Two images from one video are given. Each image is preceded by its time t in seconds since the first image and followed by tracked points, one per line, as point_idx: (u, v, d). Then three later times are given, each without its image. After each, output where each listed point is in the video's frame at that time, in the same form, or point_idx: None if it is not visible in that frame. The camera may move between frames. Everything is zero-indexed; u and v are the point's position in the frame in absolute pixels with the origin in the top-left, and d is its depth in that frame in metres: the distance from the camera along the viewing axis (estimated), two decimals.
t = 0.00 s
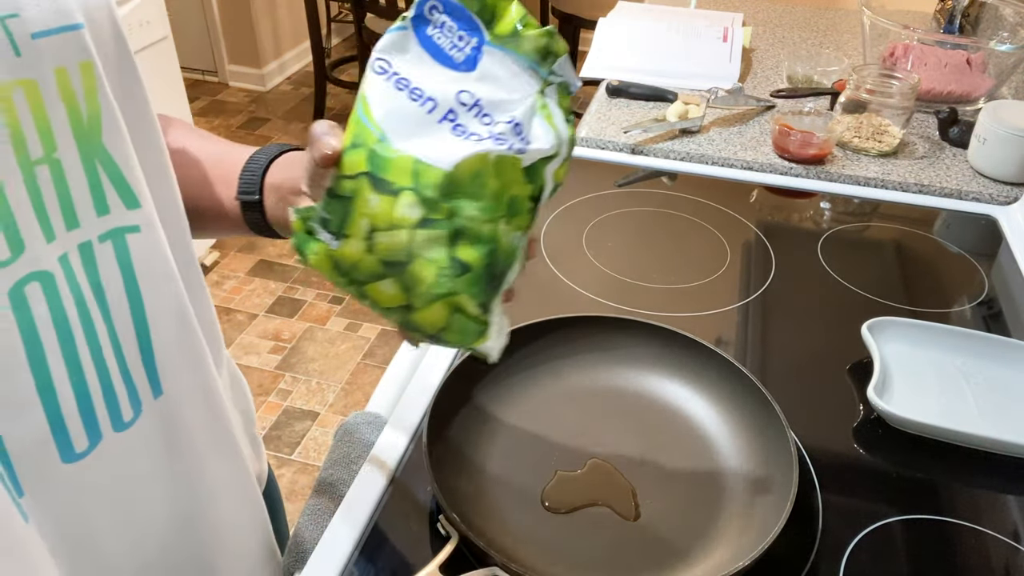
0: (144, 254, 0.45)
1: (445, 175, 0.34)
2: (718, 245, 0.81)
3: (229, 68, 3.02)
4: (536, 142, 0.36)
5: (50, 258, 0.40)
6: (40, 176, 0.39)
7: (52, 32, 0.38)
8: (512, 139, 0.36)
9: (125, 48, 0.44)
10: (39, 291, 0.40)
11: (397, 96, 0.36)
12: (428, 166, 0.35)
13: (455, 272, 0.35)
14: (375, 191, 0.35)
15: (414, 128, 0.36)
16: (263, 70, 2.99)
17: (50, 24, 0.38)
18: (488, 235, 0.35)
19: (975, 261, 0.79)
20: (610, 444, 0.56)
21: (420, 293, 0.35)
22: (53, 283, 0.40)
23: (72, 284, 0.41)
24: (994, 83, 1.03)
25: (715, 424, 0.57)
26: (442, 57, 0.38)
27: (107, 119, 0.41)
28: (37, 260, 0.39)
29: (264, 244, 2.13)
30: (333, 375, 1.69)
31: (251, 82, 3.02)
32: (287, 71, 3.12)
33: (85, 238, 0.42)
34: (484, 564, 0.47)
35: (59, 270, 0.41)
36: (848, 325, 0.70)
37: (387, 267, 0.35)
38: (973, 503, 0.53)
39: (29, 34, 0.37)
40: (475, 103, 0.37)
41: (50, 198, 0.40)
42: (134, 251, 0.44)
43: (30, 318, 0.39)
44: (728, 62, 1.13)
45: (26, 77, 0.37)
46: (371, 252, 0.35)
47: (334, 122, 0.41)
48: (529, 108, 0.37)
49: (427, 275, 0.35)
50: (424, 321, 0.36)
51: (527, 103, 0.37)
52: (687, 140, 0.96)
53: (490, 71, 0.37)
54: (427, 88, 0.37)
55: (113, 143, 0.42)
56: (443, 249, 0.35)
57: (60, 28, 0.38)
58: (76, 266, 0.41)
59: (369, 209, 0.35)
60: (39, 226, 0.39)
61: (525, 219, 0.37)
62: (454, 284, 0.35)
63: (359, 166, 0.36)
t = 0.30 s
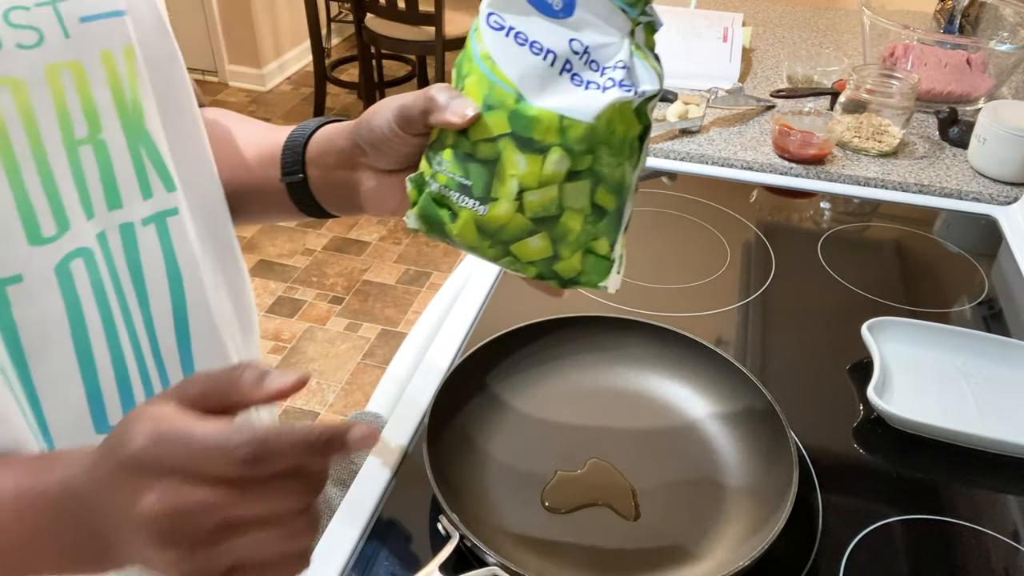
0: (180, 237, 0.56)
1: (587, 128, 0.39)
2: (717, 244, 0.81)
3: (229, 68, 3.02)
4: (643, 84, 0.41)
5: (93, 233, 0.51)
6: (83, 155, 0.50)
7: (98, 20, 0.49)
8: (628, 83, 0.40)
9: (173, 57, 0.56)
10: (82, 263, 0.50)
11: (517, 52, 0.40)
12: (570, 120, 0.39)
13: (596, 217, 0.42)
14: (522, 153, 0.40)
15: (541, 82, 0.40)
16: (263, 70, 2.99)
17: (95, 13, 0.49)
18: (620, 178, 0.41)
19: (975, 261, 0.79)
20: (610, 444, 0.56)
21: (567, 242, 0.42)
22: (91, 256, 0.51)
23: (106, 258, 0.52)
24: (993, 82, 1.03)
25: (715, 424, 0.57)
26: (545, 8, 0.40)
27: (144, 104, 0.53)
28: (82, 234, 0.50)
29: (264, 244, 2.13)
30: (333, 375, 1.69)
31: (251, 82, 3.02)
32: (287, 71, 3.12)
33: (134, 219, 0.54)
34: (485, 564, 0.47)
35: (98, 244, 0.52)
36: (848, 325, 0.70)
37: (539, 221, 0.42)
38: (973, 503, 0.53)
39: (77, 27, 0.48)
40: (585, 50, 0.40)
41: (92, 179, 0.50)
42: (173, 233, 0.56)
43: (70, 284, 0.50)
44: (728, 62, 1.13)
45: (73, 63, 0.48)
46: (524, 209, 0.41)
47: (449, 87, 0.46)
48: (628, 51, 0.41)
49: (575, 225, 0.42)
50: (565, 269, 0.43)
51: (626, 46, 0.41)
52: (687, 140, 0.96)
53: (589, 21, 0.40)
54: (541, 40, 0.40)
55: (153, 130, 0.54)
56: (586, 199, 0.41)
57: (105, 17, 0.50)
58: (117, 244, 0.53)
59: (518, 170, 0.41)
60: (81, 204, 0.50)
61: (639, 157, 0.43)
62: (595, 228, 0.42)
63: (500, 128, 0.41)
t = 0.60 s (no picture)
0: (211, 218, 0.57)
1: (567, 145, 0.38)
2: (717, 244, 0.81)
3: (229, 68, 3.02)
4: (642, 118, 0.39)
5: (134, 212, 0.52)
6: (128, 137, 0.51)
7: (144, 7, 0.49)
8: (621, 116, 0.38)
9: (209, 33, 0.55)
10: (122, 240, 0.51)
11: (516, 69, 0.39)
12: (550, 134, 0.38)
13: (566, 238, 0.39)
14: (497, 156, 0.39)
15: (529, 100, 0.39)
16: (263, 70, 2.99)
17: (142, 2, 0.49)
18: (600, 203, 0.39)
19: (975, 261, 0.79)
20: (609, 444, 0.56)
21: (531, 258, 0.40)
22: (131, 233, 0.52)
23: (143, 234, 0.53)
24: (993, 83, 1.03)
25: (715, 425, 0.57)
26: (553, 34, 0.39)
27: (185, 90, 0.53)
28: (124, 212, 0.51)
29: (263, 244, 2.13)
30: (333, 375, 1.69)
31: (251, 83, 3.02)
32: (287, 72, 3.12)
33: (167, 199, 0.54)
34: (485, 565, 0.47)
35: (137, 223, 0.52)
36: (848, 325, 0.70)
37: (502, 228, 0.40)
38: (973, 503, 0.53)
39: (125, 12, 0.48)
40: (587, 78, 0.39)
41: (133, 159, 0.51)
42: (203, 213, 0.57)
43: (112, 260, 0.51)
44: (728, 62, 1.13)
45: (121, 48, 0.48)
46: (491, 213, 0.40)
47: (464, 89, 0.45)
48: (633, 87, 0.39)
49: (540, 240, 0.39)
50: (529, 286, 0.41)
51: (631, 82, 0.39)
52: (687, 140, 0.96)
53: (598, 50, 0.39)
54: (542, 60, 0.39)
55: (193, 115, 0.54)
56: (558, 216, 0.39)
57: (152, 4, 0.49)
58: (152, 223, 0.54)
59: (490, 173, 0.39)
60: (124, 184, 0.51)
61: (630, 187, 0.40)
62: (564, 249, 0.40)
63: (478, 133, 0.40)
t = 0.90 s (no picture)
0: (235, 198, 0.57)
1: (484, 195, 0.42)
2: (718, 244, 0.81)
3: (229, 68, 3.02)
4: (576, 158, 0.42)
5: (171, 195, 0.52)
6: (164, 122, 0.50)
7: None
8: (553, 159, 0.42)
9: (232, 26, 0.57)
10: (155, 221, 0.51)
11: (450, 116, 0.42)
12: (470, 184, 0.42)
13: (490, 285, 0.43)
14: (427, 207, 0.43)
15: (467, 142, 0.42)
16: (263, 70, 2.99)
17: None
18: (524, 251, 0.43)
19: (975, 261, 0.79)
20: (609, 444, 0.56)
21: (457, 303, 0.44)
22: (165, 214, 0.51)
23: (179, 218, 0.53)
24: (993, 82, 1.03)
25: (716, 424, 0.57)
26: (496, 74, 0.42)
27: (212, 74, 0.52)
28: (160, 194, 0.51)
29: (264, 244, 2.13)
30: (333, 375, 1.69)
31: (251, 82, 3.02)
32: (287, 72, 3.12)
33: (198, 182, 0.54)
34: (484, 564, 0.47)
35: (173, 205, 0.52)
36: (848, 325, 0.70)
37: (430, 274, 0.43)
38: (972, 503, 0.53)
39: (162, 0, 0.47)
40: (521, 116, 0.42)
41: (171, 144, 0.50)
42: (221, 194, 0.56)
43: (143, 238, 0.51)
44: (728, 62, 1.13)
45: (158, 35, 0.47)
46: (418, 258, 0.43)
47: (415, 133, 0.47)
48: (573, 125, 0.42)
49: (466, 287, 0.43)
50: (462, 328, 0.45)
51: (573, 119, 0.42)
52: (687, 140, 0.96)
53: (539, 88, 0.42)
54: (476, 102, 0.42)
55: (217, 100, 0.53)
56: (481, 264, 0.43)
57: None
58: (188, 205, 0.53)
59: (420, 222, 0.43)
60: (162, 167, 0.50)
61: (562, 236, 0.44)
62: (489, 296, 0.43)
63: (415, 178, 0.44)
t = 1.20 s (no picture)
0: (246, 188, 0.59)
1: (535, 195, 0.44)
2: (717, 244, 0.81)
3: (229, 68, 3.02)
4: (621, 184, 0.44)
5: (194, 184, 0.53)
6: (189, 114, 0.52)
7: None
8: (601, 177, 0.43)
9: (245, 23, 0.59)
10: (180, 210, 0.53)
11: (513, 137, 0.45)
12: (522, 185, 0.44)
13: (526, 282, 0.43)
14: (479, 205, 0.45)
15: (523, 159, 0.44)
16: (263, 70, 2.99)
17: None
18: (563, 255, 0.43)
19: (975, 261, 0.79)
20: (610, 445, 0.56)
21: (491, 296, 0.43)
22: (189, 203, 0.53)
23: (201, 207, 0.55)
24: (993, 83, 1.03)
25: (715, 424, 0.58)
26: (556, 113, 0.45)
27: (228, 67, 0.54)
28: (184, 184, 0.53)
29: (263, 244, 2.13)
30: (333, 375, 1.68)
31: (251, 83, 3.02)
32: (287, 72, 3.12)
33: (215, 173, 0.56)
34: (484, 565, 0.47)
35: (195, 194, 0.54)
36: (848, 325, 0.70)
37: (469, 269, 0.44)
38: (972, 503, 0.53)
39: None
40: (575, 144, 0.44)
41: (195, 134, 0.52)
42: (236, 185, 0.59)
43: (169, 226, 0.52)
44: (728, 62, 1.13)
45: (182, 30, 0.49)
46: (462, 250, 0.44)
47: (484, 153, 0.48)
48: (621, 157, 0.44)
49: (501, 281, 0.43)
50: (489, 324, 0.44)
51: (621, 153, 0.44)
52: (687, 140, 0.96)
53: (593, 127, 0.45)
54: (536, 128, 0.45)
55: (234, 92, 0.55)
56: (521, 260, 0.43)
57: None
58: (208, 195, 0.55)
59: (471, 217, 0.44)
60: (186, 158, 0.52)
61: (599, 251, 0.45)
62: (523, 293, 0.43)
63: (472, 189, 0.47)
